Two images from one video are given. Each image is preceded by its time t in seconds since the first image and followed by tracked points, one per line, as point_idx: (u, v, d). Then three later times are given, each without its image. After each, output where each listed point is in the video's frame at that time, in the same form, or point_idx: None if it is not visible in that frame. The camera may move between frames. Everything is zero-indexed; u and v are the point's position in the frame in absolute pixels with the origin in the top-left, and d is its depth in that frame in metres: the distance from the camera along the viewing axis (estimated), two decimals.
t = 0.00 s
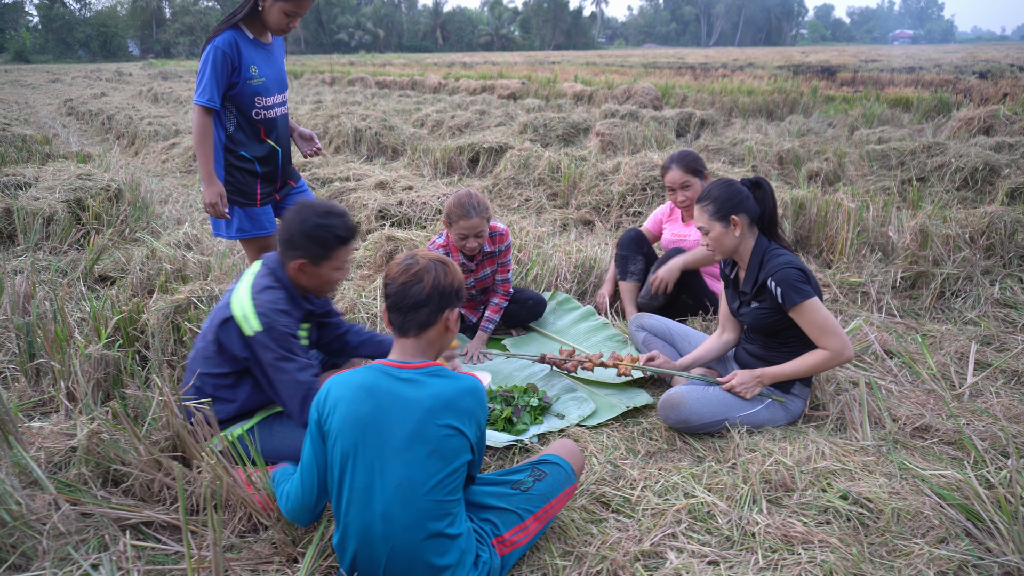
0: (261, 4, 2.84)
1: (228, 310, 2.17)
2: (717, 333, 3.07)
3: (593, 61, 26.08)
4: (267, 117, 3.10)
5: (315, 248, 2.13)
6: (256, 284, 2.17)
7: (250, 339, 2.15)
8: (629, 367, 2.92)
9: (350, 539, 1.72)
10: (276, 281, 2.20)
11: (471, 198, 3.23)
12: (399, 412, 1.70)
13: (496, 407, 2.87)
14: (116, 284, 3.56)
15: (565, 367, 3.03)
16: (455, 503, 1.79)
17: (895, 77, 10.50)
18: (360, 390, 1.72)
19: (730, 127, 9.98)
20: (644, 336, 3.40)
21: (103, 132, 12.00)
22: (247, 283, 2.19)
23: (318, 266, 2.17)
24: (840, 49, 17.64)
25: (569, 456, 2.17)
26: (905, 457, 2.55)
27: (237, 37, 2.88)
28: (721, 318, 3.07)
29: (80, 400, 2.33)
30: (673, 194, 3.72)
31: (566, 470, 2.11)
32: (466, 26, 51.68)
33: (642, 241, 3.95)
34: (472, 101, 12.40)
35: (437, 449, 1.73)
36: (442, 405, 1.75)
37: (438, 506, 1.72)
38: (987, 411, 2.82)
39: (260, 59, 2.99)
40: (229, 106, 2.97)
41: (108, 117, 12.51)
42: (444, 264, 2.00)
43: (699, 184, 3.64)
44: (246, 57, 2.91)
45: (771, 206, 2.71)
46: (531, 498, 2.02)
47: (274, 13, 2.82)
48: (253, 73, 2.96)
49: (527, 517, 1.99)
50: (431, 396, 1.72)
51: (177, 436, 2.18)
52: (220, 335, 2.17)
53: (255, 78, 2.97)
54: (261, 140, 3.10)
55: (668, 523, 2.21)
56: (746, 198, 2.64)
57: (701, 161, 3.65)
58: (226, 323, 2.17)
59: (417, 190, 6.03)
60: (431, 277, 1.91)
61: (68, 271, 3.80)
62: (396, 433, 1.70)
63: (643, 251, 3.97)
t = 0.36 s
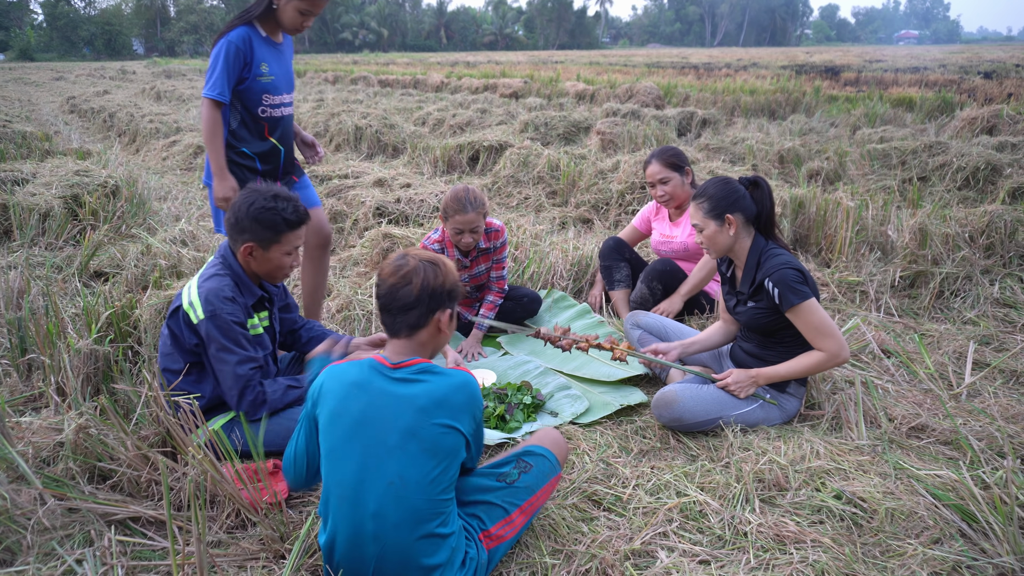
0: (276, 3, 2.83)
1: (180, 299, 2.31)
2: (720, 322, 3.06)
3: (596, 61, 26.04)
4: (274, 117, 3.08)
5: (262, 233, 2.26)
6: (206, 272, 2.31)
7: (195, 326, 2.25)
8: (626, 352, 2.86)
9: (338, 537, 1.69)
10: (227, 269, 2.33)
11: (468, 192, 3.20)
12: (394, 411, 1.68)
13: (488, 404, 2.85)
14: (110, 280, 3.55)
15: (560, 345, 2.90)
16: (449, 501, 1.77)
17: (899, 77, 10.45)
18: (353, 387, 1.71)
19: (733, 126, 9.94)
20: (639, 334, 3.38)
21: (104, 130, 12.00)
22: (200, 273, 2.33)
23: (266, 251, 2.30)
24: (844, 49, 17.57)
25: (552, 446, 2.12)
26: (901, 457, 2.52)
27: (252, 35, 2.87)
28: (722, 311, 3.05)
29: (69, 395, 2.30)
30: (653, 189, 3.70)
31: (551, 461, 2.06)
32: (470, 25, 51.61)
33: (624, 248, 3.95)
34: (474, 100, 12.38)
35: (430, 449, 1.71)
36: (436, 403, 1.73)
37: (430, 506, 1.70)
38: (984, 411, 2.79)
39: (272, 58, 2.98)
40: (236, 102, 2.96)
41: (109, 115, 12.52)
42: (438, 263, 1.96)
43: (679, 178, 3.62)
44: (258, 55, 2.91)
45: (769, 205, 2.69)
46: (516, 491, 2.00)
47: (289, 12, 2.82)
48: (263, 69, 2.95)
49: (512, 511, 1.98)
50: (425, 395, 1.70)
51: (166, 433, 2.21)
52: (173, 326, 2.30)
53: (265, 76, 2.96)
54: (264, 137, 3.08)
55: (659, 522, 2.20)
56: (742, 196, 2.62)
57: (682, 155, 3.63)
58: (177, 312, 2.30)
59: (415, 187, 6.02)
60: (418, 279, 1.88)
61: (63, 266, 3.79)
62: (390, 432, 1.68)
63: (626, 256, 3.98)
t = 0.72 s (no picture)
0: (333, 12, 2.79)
1: (194, 288, 2.29)
2: (734, 321, 2.98)
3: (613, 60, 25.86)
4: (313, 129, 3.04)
5: (278, 224, 2.23)
6: (221, 263, 2.29)
7: (206, 316, 2.22)
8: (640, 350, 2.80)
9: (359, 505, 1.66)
10: (242, 261, 2.31)
11: (489, 164, 3.21)
12: (439, 394, 1.64)
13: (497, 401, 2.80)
14: (123, 273, 3.56)
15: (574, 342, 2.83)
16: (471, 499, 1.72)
17: (923, 76, 10.24)
18: (406, 362, 1.67)
19: (752, 124, 9.78)
20: (654, 332, 3.31)
21: (124, 125, 12.12)
22: (215, 262, 2.31)
23: (281, 244, 2.26)
24: (867, 48, 17.27)
25: (569, 455, 2.09)
26: (925, 462, 2.44)
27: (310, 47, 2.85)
28: (738, 308, 2.97)
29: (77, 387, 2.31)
30: (657, 184, 3.61)
31: (568, 469, 2.03)
32: (488, 23, 51.53)
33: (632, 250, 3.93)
34: (491, 97, 12.33)
35: (467, 441, 1.66)
36: (483, 400, 1.67)
37: (456, 496, 1.66)
38: (1013, 415, 2.69)
39: (322, 72, 2.94)
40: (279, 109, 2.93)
41: (129, 111, 12.66)
42: (500, 261, 1.86)
43: (683, 174, 3.52)
44: (309, 67, 2.87)
45: (788, 201, 2.60)
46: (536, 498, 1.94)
47: (348, 21, 2.77)
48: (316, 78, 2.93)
49: (531, 517, 1.91)
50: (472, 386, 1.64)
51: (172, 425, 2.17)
52: (184, 314, 2.29)
53: (313, 88, 2.92)
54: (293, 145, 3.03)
55: (672, 525, 2.13)
56: (761, 191, 2.55)
57: (689, 150, 3.53)
58: (189, 300, 2.29)
59: (429, 182, 5.99)
60: (477, 277, 1.78)
61: (77, 259, 3.81)
62: (431, 414, 1.64)
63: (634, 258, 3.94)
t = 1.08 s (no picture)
0: (375, 60, 2.70)
1: (205, 287, 2.20)
2: (755, 321, 2.84)
3: (633, 58, 25.59)
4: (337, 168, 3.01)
5: (296, 226, 2.11)
6: (233, 263, 2.19)
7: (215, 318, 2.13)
8: (659, 357, 2.69)
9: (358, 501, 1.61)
10: (256, 262, 2.20)
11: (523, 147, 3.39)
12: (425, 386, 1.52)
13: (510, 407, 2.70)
14: (133, 271, 3.52)
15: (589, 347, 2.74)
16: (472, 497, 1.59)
17: (951, 74, 9.96)
18: (394, 355, 1.57)
19: (775, 122, 9.57)
20: (673, 337, 3.20)
21: (144, 122, 12.19)
22: (228, 262, 2.21)
23: (298, 245, 2.14)
24: (893, 46, 16.89)
25: (589, 473, 2.00)
26: (961, 479, 2.30)
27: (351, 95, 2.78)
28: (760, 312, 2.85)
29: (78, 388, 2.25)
30: (670, 186, 3.45)
31: (587, 485, 1.93)
32: (508, 21, 51.40)
33: (645, 253, 3.80)
34: (509, 95, 12.23)
35: (458, 436, 1.52)
36: (473, 390, 1.52)
37: (448, 494, 1.54)
38: None
39: (355, 117, 2.88)
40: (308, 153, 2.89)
41: (150, 108, 12.76)
42: (497, 236, 1.72)
43: (699, 179, 3.35)
44: (342, 114, 2.81)
45: (815, 202, 2.46)
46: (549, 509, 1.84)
47: (391, 69, 2.71)
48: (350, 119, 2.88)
49: (544, 527, 1.79)
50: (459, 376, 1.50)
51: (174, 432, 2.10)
52: (193, 314, 2.20)
53: (343, 133, 2.87)
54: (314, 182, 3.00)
55: (691, 543, 2.02)
56: (786, 191, 2.42)
57: (708, 152, 3.35)
58: (199, 300, 2.19)
59: (445, 181, 5.91)
60: (466, 253, 1.68)
61: (89, 257, 3.78)
62: (417, 407, 1.53)
63: (648, 262, 3.81)
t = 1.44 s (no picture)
0: (380, 150, 2.81)
1: (192, 287, 2.13)
2: (773, 330, 2.73)
3: (645, 56, 25.39)
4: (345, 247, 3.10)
5: (281, 225, 2.06)
6: (221, 264, 2.13)
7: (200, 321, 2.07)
8: (669, 366, 2.58)
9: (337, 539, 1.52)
10: (243, 263, 2.14)
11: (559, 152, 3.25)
12: (396, 406, 1.47)
13: (515, 415, 2.61)
14: (135, 271, 3.47)
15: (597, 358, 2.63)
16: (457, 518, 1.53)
17: (970, 72, 9.73)
18: (360, 378, 1.52)
19: (789, 121, 9.40)
20: (684, 342, 3.10)
21: (156, 121, 12.22)
22: (216, 262, 2.15)
23: (284, 246, 2.08)
24: (911, 43, 16.57)
25: (592, 489, 1.91)
26: (989, 495, 2.18)
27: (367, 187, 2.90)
28: (777, 317, 2.73)
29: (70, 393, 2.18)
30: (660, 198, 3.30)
31: (590, 504, 1.84)
32: (519, 20, 51.24)
33: (650, 259, 3.75)
34: (520, 93, 12.13)
35: (436, 455, 1.47)
36: (447, 405, 1.47)
37: (432, 518, 1.47)
38: None
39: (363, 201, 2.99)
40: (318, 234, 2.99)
41: (161, 107, 12.78)
42: (457, 247, 1.69)
43: (692, 194, 3.20)
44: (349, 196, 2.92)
45: (836, 202, 2.34)
46: (547, 531, 1.73)
47: (397, 155, 2.81)
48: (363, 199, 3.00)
49: (541, 552, 1.69)
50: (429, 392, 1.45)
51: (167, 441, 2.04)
52: (179, 316, 2.13)
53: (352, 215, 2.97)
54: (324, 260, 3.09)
55: (702, 562, 1.93)
56: (805, 192, 2.31)
57: (702, 163, 3.19)
58: (184, 302, 2.13)
59: (453, 180, 5.83)
60: (421, 264, 1.70)
61: (90, 256, 3.74)
62: (391, 429, 1.46)
63: (654, 267, 3.77)
